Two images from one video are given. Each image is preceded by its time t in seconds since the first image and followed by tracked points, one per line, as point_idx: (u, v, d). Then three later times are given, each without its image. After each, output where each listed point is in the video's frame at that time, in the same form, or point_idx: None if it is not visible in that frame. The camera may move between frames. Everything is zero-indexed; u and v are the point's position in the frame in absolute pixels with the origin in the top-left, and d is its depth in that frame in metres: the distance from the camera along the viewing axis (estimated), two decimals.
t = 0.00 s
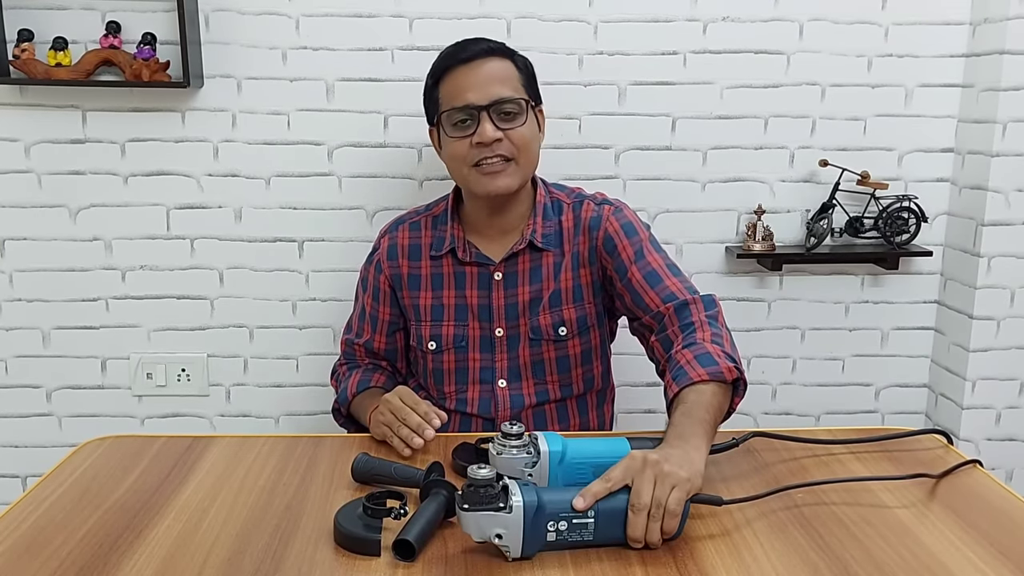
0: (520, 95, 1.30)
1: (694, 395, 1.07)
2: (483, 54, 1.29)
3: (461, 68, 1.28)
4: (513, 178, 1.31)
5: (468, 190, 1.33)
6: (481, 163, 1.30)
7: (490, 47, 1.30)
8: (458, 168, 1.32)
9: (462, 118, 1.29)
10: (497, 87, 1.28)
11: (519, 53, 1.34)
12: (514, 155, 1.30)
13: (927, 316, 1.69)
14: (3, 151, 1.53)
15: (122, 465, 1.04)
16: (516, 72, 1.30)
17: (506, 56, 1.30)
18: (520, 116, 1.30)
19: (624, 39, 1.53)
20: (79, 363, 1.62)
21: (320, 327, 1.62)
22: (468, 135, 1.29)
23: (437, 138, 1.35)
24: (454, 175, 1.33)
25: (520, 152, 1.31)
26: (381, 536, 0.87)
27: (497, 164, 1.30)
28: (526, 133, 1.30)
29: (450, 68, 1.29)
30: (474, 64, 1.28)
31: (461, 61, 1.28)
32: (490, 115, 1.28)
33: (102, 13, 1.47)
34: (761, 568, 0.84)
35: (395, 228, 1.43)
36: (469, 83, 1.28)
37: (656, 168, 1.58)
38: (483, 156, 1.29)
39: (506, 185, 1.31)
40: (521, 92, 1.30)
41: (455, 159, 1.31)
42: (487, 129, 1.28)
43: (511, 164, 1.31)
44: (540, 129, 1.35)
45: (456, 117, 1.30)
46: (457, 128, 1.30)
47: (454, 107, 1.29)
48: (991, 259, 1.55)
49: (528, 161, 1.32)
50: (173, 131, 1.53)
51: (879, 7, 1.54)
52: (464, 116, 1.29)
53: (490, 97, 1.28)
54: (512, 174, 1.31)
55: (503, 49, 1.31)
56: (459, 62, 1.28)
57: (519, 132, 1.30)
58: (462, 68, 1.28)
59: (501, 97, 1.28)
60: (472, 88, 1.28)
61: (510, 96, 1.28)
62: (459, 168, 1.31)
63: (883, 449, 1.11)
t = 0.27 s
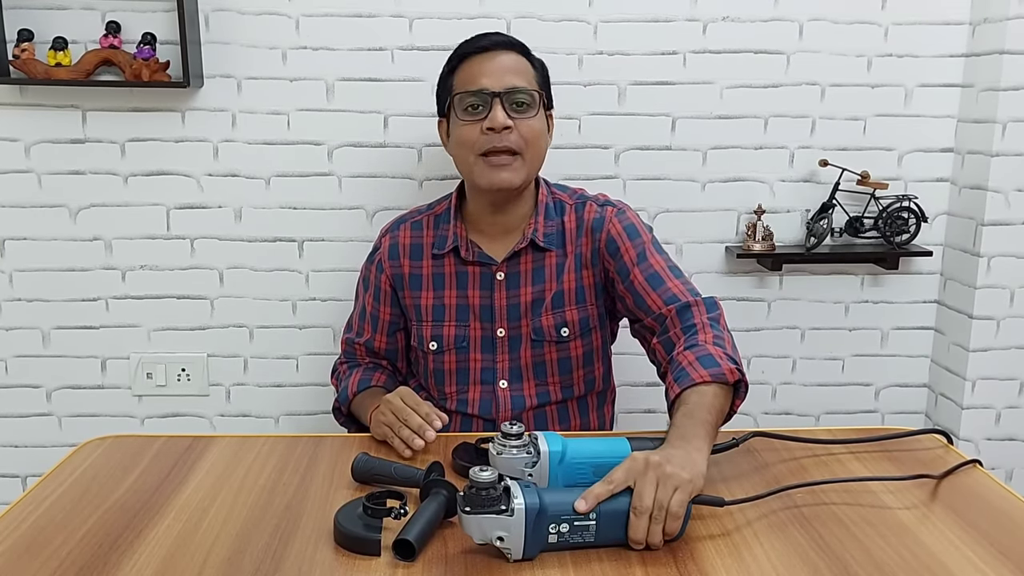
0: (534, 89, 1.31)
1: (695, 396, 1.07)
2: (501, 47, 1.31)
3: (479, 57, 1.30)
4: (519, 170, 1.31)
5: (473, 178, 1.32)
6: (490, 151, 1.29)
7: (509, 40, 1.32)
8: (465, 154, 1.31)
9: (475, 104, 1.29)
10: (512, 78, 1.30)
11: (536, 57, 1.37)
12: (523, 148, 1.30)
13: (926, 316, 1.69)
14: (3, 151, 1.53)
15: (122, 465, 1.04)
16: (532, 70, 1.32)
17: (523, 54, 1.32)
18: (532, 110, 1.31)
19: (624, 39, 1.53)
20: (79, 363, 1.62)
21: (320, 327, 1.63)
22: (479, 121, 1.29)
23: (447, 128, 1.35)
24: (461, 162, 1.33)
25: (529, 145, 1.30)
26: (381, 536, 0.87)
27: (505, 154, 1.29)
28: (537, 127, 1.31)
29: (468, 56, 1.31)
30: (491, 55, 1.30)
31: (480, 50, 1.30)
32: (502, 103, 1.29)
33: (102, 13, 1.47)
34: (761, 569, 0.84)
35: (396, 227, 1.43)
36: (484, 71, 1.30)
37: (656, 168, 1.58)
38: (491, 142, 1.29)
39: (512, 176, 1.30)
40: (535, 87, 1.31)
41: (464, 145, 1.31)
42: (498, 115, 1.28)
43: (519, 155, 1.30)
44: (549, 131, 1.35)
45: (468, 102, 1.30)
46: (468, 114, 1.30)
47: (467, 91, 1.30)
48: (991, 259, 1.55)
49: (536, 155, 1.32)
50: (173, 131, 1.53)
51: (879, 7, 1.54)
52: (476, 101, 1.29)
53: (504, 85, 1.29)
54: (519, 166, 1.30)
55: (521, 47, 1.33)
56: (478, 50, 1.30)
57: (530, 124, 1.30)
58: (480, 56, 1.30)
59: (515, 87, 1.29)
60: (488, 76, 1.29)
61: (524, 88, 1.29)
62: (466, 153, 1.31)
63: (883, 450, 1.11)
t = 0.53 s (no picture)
0: (548, 109, 1.30)
1: (688, 391, 1.08)
2: (522, 60, 1.28)
3: (497, 69, 1.28)
4: (524, 190, 1.32)
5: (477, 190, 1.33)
6: (496, 168, 1.30)
7: (529, 52, 1.29)
8: (471, 165, 1.32)
9: (485, 119, 1.29)
10: (528, 96, 1.28)
11: (554, 62, 1.34)
12: (530, 167, 1.30)
13: (926, 316, 1.69)
14: (3, 151, 1.53)
15: (122, 465, 1.04)
16: (548, 84, 1.30)
17: (542, 67, 1.29)
18: (543, 130, 1.30)
19: (624, 39, 1.53)
20: (79, 363, 1.62)
21: (320, 327, 1.63)
22: (488, 138, 1.29)
23: (455, 127, 1.34)
24: (466, 172, 1.33)
25: (536, 166, 1.31)
26: (381, 536, 0.87)
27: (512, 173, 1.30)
28: (546, 149, 1.31)
29: (485, 65, 1.29)
30: (510, 69, 1.28)
31: (499, 62, 1.28)
32: (514, 124, 1.28)
33: (102, 14, 1.47)
34: (761, 569, 0.84)
35: (397, 225, 1.42)
36: (501, 86, 1.28)
37: (656, 168, 1.58)
38: (498, 162, 1.29)
39: (515, 195, 1.31)
40: (548, 106, 1.30)
41: (470, 158, 1.31)
42: (508, 137, 1.28)
43: (525, 176, 1.31)
44: (559, 144, 1.35)
45: (479, 116, 1.30)
46: (478, 126, 1.30)
47: (479, 105, 1.29)
48: (991, 259, 1.55)
49: (543, 176, 1.32)
50: (173, 131, 1.53)
51: (879, 7, 1.54)
52: (487, 116, 1.29)
53: (518, 105, 1.28)
54: (525, 186, 1.31)
55: (541, 59, 1.30)
56: (496, 62, 1.28)
57: (539, 146, 1.30)
58: (498, 69, 1.28)
59: (529, 108, 1.28)
60: (503, 92, 1.28)
61: (537, 109, 1.28)
62: (472, 167, 1.31)
63: (882, 449, 1.11)
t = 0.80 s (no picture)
0: (552, 118, 1.30)
1: (696, 366, 1.12)
2: (525, 70, 1.27)
3: (500, 79, 1.27)
4: (528, 197, 1.32)
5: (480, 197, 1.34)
6: (500, 176, 1.30)
7: (534, 61, 1.28)
8: (475, 173, 1.32)
9: (489, 127, 1.29)
10: (532, 105, 1.28)
11: (556, 66, 1.33)
12: (533, 177, 1.31)
13: (926, 316, 1.69)
14: (3, 151, 1.53)
15: (122, 465, 1.04)
16: (552, 92, 1.30)
17: (545, 76, 1.29)
18: (547, 137, 1.30)
19: (624, 39, 1.53)
20: (78, 362, 1.62)
21: (319, 327, 1.63)
22: (492, 146, 1.29)
23: (458, 132, 1.34)
24: (469, 179, 1.33)
25: (539, 174, 1.31)
26: (381, 536, 0.87)
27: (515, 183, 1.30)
28: (550, 156, 1.31)
29: (490, 74, 1.28)
30: (513, 79, 1.27)
31: (501, 73, 1.27)
32: (518, 133, 1.28)
33: (102, 13, 1.47)
34: (761, 569, 0.84)
35: (398, 225, 1.42)
36: (504, 96, 1.27)
37: (656, 168, 1.58)
38: (502, 170, 1.29)
39: (519, 202, 1.31)
40: (552, 114, 1.30)
41: (474, 165, 1.31)
42: (512, 147, 1.28)
43: (529, 184, 1.31)
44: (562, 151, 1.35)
45: (483, 124, 1.29)
46: (482, 134, 1.30)
47: (483, 114, 1.29)
48: (991, 259, 1.55)
49: (546, 182, 1.33)
50: (173, 131, 1.53)
51: (879, 6, 1.54)
52: (490, 126, 1.29)
53: (522, 115, 1.28)
54: (528, 195, 1.32)
55: (544, 66, 1.30)
56: (499, 73, 1.27)
57: (543, 154, 1.30)
58: (501, 79, 1.27)
59: (532, 117, 1.28)
60: (506, 102, 1.27)
61: (541, 118, 1.28)
62: (476, 175, 1.32)
63: (882, 449, 1.11)
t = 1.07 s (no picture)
0: (549, 97, 1.29)
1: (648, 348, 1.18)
2: (513, 53, 1.28)
3: (491, 66, 1.27)
4: (539, 183, 1.29)
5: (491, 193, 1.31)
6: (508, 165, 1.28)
7: (520, 46, 1.29)
8: (483, 168, 1.30)
9: (489, 117, 1.28)
10: (526, 87, 1.27)
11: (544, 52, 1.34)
12: (541, 160, 1.28)
13: (926, 316, 1.69)
14: (3, 151, 1.53)
15: (122, 465, 1.04)
16: (543, 72, 1.29)
17: (534, 56, 1.29)
18: (548, 118, 1.28)
19: (624, 39, 1.53)
20: (78, 362, 1.62)
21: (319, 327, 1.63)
22: (495, 136, 1.27)
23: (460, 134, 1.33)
24: (478, 176, 1.31)
25: (546, 156, 1.29)
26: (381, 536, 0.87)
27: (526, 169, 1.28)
28: (554, 136, 1.29)
29: (479, 66, 1.28)
30: (503, 63, 1.27)
31: (491, 58, 1.27)
32: (519, 116, 1.27)
33: (101, 13, 1.47)
34: (761, 569, 0.84)
35: (403, 220, 1.41)
36: (498, 82, 1.27)
37: (656, 167, 1.58)
38: (510, 157, 1.27)
39: (531, 189, 1.29)
40: (549, 94, 1.29)
41: (480, 160, 1.29)
42: (515, 130, 1.26)
43: (538, 169, 1.29)
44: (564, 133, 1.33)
45: (483, 115, 1.28)
46: (483, 126, 1.28)
47: (481, 105, 1.28)
48: (991, 258, 1.55)
49: (555, 166, 1.30)
50: (173, 131, 1.53)
51: (878, 6, 1.54)
52: (490, 115, 1.28)
53: (519, 97, 1.27)
54: (540, 178, 1.29)
55: (532, 49, 1.30)
56: (489, 59, 1.27)
57: (547, 134, 1.28)
58: (492, 66, 1.27)
59: (530, 98, 1.27)
60: (502, 87, 1.27)
61: (538, 97, 1.27)
62: (484, 168, 1.29)
63: (883, 449, 1.11)
